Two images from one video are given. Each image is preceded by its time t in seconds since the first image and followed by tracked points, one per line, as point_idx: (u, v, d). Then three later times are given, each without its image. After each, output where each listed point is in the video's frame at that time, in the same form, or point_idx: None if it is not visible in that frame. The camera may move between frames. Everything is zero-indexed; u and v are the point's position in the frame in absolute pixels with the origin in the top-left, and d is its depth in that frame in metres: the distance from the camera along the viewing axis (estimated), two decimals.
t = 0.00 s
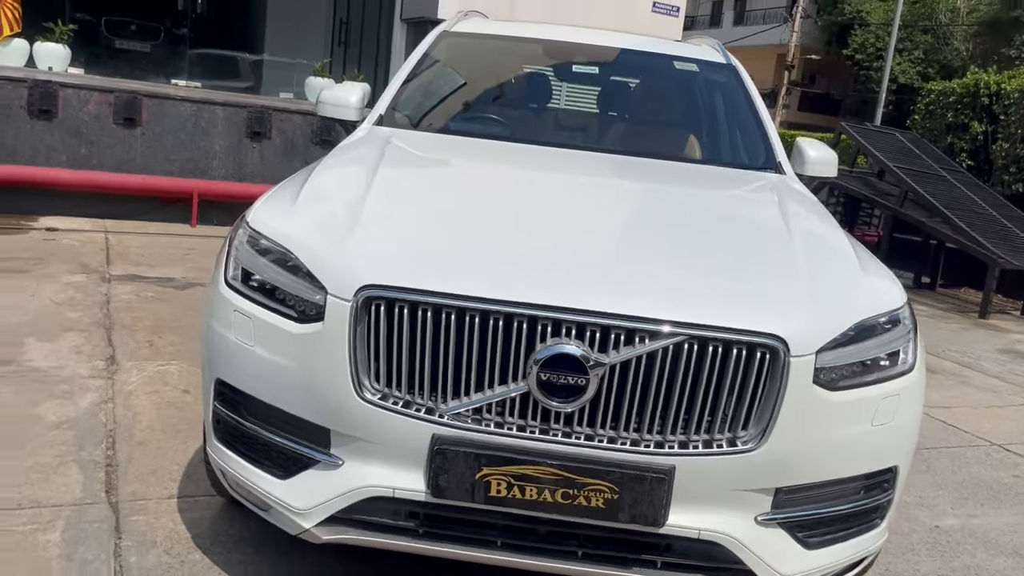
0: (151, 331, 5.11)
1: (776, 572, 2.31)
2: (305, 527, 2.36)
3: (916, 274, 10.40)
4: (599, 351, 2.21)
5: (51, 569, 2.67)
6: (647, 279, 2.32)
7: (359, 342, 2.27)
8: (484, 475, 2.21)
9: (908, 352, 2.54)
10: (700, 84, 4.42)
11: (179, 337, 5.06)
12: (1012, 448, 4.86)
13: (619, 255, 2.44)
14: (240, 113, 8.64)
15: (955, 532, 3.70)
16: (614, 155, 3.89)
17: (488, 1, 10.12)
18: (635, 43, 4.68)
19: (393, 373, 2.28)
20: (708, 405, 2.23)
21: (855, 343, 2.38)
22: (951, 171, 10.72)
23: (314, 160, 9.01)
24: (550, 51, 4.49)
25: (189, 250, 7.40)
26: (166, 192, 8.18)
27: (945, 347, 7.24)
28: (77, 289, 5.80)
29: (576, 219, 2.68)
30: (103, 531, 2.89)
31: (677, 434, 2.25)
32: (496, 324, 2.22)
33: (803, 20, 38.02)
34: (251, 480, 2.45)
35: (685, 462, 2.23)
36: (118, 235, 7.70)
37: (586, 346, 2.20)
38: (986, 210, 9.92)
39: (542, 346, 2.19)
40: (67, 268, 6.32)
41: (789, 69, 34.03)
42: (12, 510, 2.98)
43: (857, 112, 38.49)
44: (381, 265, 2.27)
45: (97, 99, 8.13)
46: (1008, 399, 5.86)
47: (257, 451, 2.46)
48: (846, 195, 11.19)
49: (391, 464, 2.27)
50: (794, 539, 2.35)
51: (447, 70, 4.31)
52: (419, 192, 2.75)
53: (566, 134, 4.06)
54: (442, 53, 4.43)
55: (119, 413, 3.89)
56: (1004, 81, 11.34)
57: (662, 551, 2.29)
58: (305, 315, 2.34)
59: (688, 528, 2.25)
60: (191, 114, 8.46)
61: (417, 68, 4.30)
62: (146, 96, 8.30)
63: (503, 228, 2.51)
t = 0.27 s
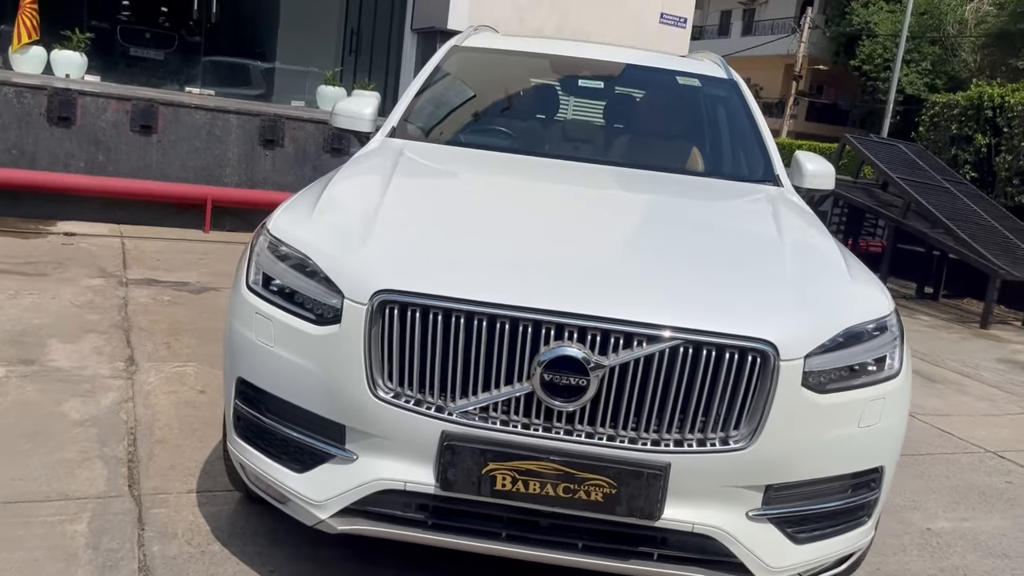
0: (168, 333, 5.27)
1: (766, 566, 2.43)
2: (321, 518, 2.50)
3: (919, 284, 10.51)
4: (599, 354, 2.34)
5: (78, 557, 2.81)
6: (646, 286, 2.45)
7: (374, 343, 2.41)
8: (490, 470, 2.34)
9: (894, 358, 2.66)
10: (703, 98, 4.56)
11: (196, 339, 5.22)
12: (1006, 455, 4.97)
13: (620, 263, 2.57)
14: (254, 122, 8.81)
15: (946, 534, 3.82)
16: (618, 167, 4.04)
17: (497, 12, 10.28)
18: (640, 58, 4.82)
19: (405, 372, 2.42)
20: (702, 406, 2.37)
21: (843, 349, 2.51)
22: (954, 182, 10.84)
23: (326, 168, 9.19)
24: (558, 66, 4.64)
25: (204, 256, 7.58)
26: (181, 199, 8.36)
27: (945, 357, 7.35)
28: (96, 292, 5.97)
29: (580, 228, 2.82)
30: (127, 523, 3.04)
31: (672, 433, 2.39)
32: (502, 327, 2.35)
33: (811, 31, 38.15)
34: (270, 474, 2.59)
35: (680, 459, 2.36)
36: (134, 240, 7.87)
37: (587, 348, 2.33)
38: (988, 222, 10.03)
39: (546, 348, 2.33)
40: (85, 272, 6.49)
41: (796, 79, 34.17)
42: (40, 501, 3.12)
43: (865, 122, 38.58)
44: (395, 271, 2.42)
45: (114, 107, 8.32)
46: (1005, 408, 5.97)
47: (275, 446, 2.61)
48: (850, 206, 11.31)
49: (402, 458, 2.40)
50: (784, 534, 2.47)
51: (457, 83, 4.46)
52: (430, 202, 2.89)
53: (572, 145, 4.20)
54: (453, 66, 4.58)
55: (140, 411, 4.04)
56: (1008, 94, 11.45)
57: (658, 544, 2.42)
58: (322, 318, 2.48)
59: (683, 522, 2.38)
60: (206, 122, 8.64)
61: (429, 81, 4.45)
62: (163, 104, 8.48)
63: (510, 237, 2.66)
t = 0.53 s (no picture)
0: (188, 339, 5.45)
1: (762, 553, 2.57)
2: (342, 509, 2.66)
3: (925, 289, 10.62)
4: (603, 352, 2.50)
5: (111, 547, 2.98)
6: (647, 288, 2.60)
7: (392, 343, 2.57)
8: (501, 462, 2.49)
9: (883, 356, 2.80)
10: (705, 109, 4.71)
11: (215, 345, 5.39)
12: (1005, 455, 5.09)
13: (623, 266, 2.73)
14: (268, 133, 9.00)
15: (943, 529, 3.94)
16: (623, 176, 4.19)
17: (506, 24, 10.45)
18: (644, 70, 4.98)
19: (421, 371, 2.57)
20: (700, 401, 2.52)
21: (834, 347, 2.65)
22: (959, 188, 10.94)
23: (338, 178, 9.38)
24: (564, 78, 4.80)
25: (220, 264, 7.77)
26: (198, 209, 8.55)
27: (949, 360, 7.46)
28: (117, 300, 6.15)
29: (585, 235, 2.97)
30: (156, 517, 3.20)
31: (672, 427, 2.53)
32: (512, 328, 2.51)
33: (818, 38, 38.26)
34: (293, 468, 2.74)
35: (680, 451, 2.50)
36: (152, 249, 8.07)
37: (591, 347, 2.48)
38: (992, 227, 10.13)
39: (552, 347, 2.48)
40: (106, 280, 6.69)
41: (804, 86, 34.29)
42: (73, 496, 3.29)
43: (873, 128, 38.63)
44: (411, 276, 2.57)
45: (132, 120, 8.53)
46: (1006, 409, 6.08)
47: (298, 442, 2.77)
48: (856, 212, 11.42)
49: (418, 452, 2.56)
50: (780, 523, 2.61)
51: (468, 96, 4.63)
52: (444, 210, 3.05)
53: (578, 155, 4.36)
54: (464, 80, 4.75)
55: (164, 413, 4.21)
56: (1012, 101, 11.55)
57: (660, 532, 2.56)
58: (343, 319, 2.64)
59: (683, 511, 2.52)
60: (221, 134, 8.84)
61: (440, 94, 4.62)
62: (179, 117, 8.68)
63: (519, 243, 2.82)
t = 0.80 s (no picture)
0: (211, 345, 5.64)
1: (763, 535, 2.72)
2: (366, 498, 2.83)
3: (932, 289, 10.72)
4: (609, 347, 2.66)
5: (148, 539, 3.15)
6: (650, 286, 2.77)
7: (410, 341, 2.74)
8: (515, 451, 2.66)
9: (876, 349, 2.95)
10: (707, 116, 4.87)
11: (237, 350, 5.58)
12: (1007, 448, 5.21)
13: (628, 266, 2.89)
14: (282, 145, 9.21)
15: (943, 518, 4.07)
16: (628, 181, 4.35)
17: (513, 34, 10.64)
18: (647, 79, 5.15)
19: (438, 367, 2.74)
20: (701, 392, 2.67)
21: (828, 340, 2.80)
22: (965, 188, 11.05)
23: (351, 189, 9.58)
24: (571, 89, 4.97)
25: (238, 274, 7.97)
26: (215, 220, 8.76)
27: (954, 358, 7.57)
28: (141, 309, 6.35)
29: (592, 238, 3.14)
30: (189, 511, 3.37)
31: (675, 417, 2.69)
32: (523, 325, 2.67)
33: (825, 41, 38.36)
34: (319, 461, 2.91)
35: (683, 439, 2.66)
36: (172, 260, 8.28)
37: (598, 342, 2.65)
38: (998, 227, 10.23)
39: (561, 343, 2.65)
40: (129, 291, 6.89)
41: (811, 89, 34.38)
42: (108, 492, 3.47)
43: (882, 130, 38.65)
44: (428, 278, 2.74)
45: (151, 135, 8.76)
46: (1010, 405, 6.19)
47: (323, 436, 2.94)
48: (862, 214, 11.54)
49: (436, 443, 2.72)
50: (779, 507, 2.76)
51: (478, 107, 4.81)
52: (457, 216, 3.22)
53: (585, 162, 4.53)
54: (474, 91, 4.93)
55: (191, 415, 4.40)
56: (1015, 101, 11.66)
57: (665, 516, 2.72)
58: (364, 320, 2.81)
59: (687, 496, 2.67)
60: (237, 147, 9.05)
61: (452, 105, 4.80)
62: (196, 130, 8.90)
63: (529, 246, 2.98)
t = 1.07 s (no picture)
0: (237, 355, 5.84)
1: (773, 518, 2.89)
2: (398, 490, 3.01)
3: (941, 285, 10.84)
4: (623, 343, 2.83)
5: (193, 536, 3.34)
6: (660, 284, 2.94)
7: (436, 342, 2.92)
8: (537, 442, 2.84)
9: (876, 339, 3.12)
10: (712, 122, 5.05)
11: (263, 359, 5.78)
12: (1014, 437, 5.35)
13: (639, 267, 3.07)
14: (298, 160, 9.44)
15: (950, 503, 4.22)
16: (638, 186, 4.53)
17: (520, 44, 10.84)
18: (652, 88, 5.33)
19: (463, 365, 2.92)
20: (710, 383, 2.85)
21: (830, 332, 2.97)
22: (971, 184, 11.17)
23: (366, 200, 9.80)
24: (579, 99, 5.16)
25: (260, 286, 8.19)
26: (234, 234, 8.99)
27: (962, 352, 7.70)
28: (168, 322, 6.57)
29: (604, 241, 3.32)
30: (228, 509, 3.57)
31: (688, 407, 2.86)
32: (541, 324, 2.85)
33: (830, 41, 38.43)
34: (353, 456, 3.10)
35: (695, 428, 2.83)
36: (194, 274, 8.51)
37: (612, 339, 2.83)
38: (1004, 222, 10.35)
39: (578, 340, 2.83)
40: (156, 305, 7.11)
41: (817, 89, 34.50)
42: (152, 494, 3.67)
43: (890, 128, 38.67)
44: (451, 283, 2.93)
45: (171, 152, 9.00)
46: (1017, 395, 6.33)
47: (356, 433, 3.12)
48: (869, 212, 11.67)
49: (463, 436, 2.90)
50: (788, 490, 2.93)
51: (490, 118, 5.00)
52: (476, 224, 3.41)
53: (595, 168, 4.72)
54: (486, 104, 5.12)
55: (224, 421, 4.60)
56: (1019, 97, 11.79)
57: (680, 501, 2.89)
58: (392, 323, 3.00)
59: (700, 481, 2.84)
60: (254, 162, 9.29)
61: (466, 117, 4.99)
62: (214, 147, 9.14)
63: (545, 250, 3.17)
